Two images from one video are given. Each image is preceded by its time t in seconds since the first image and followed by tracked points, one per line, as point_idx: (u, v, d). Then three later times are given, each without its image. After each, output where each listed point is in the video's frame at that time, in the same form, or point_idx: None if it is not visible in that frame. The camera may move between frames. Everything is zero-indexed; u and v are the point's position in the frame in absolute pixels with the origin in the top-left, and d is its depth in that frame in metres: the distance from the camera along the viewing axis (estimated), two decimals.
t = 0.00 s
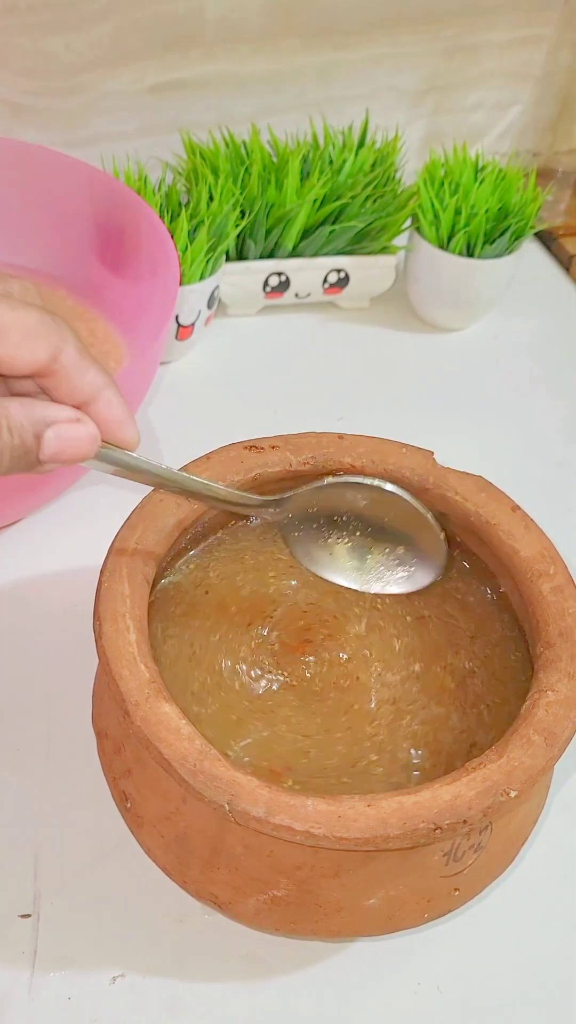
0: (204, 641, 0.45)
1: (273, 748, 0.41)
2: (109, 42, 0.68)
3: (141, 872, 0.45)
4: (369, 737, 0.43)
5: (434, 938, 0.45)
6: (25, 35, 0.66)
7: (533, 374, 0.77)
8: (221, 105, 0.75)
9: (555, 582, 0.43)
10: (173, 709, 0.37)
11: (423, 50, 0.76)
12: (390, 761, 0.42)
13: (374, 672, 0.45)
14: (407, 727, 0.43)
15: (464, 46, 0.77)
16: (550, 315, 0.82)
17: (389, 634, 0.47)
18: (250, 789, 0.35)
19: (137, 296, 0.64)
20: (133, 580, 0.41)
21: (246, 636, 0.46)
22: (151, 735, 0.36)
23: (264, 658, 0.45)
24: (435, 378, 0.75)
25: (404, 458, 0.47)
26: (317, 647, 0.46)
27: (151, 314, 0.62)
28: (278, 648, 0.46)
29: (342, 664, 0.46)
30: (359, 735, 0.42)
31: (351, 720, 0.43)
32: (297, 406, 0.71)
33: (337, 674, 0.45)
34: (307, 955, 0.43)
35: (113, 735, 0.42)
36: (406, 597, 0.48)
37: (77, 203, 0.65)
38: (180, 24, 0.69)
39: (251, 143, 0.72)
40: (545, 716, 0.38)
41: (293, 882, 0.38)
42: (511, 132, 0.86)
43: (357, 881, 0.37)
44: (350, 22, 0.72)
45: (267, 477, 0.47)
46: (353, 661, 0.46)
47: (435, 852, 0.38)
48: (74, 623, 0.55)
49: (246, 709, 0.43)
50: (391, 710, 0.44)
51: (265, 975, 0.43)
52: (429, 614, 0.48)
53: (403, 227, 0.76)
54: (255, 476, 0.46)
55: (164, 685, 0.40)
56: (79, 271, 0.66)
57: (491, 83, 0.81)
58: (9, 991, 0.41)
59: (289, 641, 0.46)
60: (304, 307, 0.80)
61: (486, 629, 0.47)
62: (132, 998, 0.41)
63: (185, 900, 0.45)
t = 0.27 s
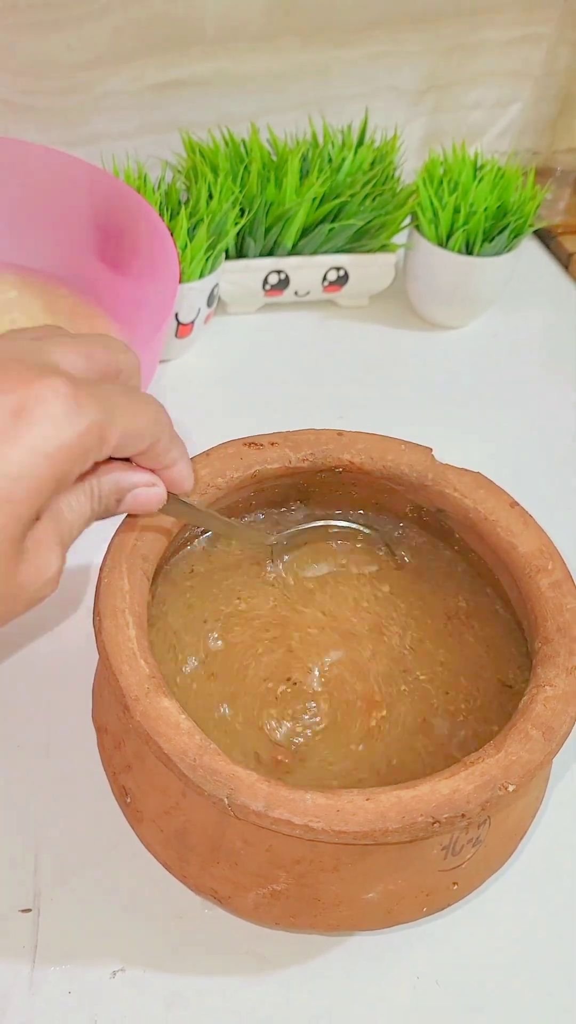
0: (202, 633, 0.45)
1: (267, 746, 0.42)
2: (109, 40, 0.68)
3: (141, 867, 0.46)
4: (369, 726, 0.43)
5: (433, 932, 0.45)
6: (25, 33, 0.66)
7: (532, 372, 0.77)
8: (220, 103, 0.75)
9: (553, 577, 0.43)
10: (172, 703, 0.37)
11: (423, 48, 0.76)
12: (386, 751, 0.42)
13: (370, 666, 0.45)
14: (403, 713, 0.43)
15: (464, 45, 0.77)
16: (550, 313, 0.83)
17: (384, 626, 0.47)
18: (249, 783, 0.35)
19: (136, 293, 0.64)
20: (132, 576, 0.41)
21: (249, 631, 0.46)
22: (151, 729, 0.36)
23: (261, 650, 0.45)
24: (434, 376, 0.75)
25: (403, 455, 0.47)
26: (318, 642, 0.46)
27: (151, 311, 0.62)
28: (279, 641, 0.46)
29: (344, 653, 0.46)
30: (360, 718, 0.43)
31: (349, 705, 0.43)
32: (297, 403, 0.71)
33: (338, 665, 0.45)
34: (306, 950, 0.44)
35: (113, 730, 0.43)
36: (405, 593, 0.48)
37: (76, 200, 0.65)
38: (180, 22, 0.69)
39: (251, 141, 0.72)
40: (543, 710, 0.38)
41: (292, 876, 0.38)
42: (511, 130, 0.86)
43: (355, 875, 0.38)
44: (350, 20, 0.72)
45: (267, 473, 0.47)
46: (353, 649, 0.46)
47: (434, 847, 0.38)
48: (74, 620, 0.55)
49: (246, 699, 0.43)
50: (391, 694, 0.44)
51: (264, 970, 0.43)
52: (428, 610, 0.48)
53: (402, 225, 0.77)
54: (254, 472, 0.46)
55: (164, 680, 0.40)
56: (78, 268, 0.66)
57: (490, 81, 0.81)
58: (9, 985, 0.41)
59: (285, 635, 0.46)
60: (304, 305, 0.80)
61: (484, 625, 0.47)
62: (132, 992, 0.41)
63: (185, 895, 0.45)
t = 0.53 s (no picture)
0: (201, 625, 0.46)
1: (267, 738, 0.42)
2: (108, 39, 0.69)
3: (140, 864, 0.46)
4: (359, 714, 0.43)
5: (432, 930, 0.45)
6: (25, 33, 0.66)
7: (531, 371, 0.77)
8: (220, 103, 0.75)
9: (551, 574, 0.44)
10: (171, 700, 0.38)
11: (422, 47, 0.77)
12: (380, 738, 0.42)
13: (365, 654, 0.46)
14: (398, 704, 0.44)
15: (462, 44, 0.77)
16: (549, 312, 0.83)
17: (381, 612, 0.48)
18: (249, 780, 0.35)
19: (135, 291, 0.64)
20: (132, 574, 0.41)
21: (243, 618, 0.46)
22: (150, 726, 0.37)
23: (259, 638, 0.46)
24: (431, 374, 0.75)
25: (401, 452, 0.47)
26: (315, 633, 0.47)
27: (149, 307, 0.62)
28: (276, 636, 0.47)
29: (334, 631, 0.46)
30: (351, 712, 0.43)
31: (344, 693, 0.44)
32: (296, 402, 0.71)
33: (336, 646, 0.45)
34: (305, 946, 0.44)
35: (112, 727, 0.43)
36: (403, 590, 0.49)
37: (76, 199, 0.65)
38: (179, 21, 0.69)
39: (250, 141, 0.73)
40: (541, 706, 0.38)
41: (291, 872, 0.38)
42: (510, 129, 0.86)
43: (354, 871, 0.38)
44: (350, 19, 0.73)
45: (265, 472, 0.47)
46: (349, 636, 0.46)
47: (431, 842, 0.38)
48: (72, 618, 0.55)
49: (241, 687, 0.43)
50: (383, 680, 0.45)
51: (264, 966, 0.43)
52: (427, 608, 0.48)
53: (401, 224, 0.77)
54: (253, 470, 0.47)
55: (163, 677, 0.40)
56: (78, 266, 0.66)
57: (489, 80, 0.81)
58: (9, 982, 0.41)
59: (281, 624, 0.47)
60: (303, 304, 0.80)
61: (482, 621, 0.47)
62: (131, 989, 0.42)
63: (184, 891, 0.45)
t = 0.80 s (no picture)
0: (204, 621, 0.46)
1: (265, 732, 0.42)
2: (108, 39, 0.69)
3: (140, 863, 0.46)
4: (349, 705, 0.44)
5: (432, 929, 0.45)
6: (25, 33, 0.66)
7: (532, 371, 0.77)
8: (220, 103, 0.75)
9: (551, 574, 0.44)
10: (171, 700, 0.38)
11: (422, 47, 0.77)
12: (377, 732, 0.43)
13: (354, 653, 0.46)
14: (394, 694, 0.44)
15: (462, 44, 0.77)
16: (548, 312, 0.83)
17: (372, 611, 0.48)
18: (248, 779, 0.35)
19: (133, 292, 0.63)
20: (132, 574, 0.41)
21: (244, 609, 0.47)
22: (150, 725, 0.37)
23: (258, 635, 0.46)
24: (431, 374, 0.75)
25: (401, 452, 0.47)
26: (313, 631, 0.47)
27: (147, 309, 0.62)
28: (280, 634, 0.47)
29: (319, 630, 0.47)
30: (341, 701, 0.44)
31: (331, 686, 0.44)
32: (296, 402, 0.71)
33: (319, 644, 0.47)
34: (304, 945, 0.44)
35: (112, 727, 0.43)
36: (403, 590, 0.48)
37: (76, 199, 0.65)
38: (179, 22, 0.69)
39: (250, 141, 0.73)
40: (541, 706, 0.38)
41: (291, 872, 0.38)
42: (510, 129, 0.86)
43: (354, 871, 0.38)
44: (350, 19, 0.73)
45: (265, 472, 0.47)
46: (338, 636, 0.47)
47: (431, 842, 0.38)
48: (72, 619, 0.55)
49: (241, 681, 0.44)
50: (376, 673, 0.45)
51: (264, 965, 0.43)
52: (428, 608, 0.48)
53: (401, 223, 0.77)
54: (253, 469, 0.47)
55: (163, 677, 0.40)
56: (78, 266, 0.66)
57: (489, 80, 0.81)
58: (9, 981, 0.41)
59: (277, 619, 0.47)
60: (303, 303, 0.80)
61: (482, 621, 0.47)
62: (131, 988, 0.42)
63: (184, 891, 0.45)
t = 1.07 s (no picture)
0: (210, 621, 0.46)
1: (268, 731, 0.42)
2: (108, 39, 0.69)
3: (140, 860, 0.46)
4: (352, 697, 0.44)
5: (431, 925, 0.45)
6: (25, 33, 0.67)
7: (531, 370, 0.77)
8: (220, 102, 0.75)
9: (550, 572, 0.44)
10: (171, 697, 0.38)
11: (421, 47, 0.77)
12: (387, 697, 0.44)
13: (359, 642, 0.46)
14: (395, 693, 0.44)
15: (462, 44, 0.78)
16: (548, 311, 0.83)
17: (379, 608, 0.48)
18: (247, 776, 0.36)
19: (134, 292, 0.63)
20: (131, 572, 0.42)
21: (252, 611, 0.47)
22: (149, 722, 0.37)
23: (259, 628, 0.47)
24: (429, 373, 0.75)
25: (400, 450, 0.48)
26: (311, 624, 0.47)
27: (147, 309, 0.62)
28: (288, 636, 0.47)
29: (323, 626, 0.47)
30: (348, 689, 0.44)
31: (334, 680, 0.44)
32: (296, 401, 0.71)
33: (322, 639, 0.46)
34: (303, 941, 0.44)
35: (112, 724, 0.43)
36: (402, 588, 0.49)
37: (76, 199, 0.65)
38: (179, 21, 0.69)
39: (249, 141, 0.73)
40: (539, 703, 0.39)
41: (290, 868, 0.38)
42: (509, 129, 0.86)
43: (353, 867, 0.38)
44: (350, 18, 0.73)
45: (265, 470, 0.47)
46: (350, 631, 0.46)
47: (430, 839, 0.38)
48: (72, 617, 0.55)
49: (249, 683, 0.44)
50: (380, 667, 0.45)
51: (263, 961, 0.43)
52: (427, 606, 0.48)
53: (400, 223, 0.77)
54: (252, 468, 0.47)
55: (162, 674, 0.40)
56: (78, 266, 0.66)
57: (489, 80, 0.81)
58: (9, 977, 0.41)
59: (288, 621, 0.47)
60: (303, 303, 0.80)
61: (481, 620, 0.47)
62: (131, 985, 0.42)
63: (184, 888, 0.45)
